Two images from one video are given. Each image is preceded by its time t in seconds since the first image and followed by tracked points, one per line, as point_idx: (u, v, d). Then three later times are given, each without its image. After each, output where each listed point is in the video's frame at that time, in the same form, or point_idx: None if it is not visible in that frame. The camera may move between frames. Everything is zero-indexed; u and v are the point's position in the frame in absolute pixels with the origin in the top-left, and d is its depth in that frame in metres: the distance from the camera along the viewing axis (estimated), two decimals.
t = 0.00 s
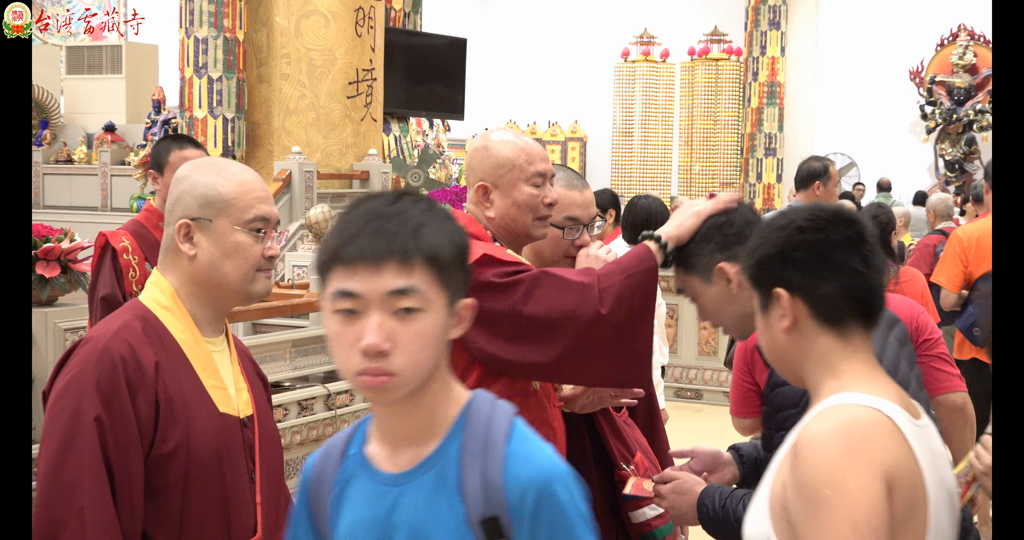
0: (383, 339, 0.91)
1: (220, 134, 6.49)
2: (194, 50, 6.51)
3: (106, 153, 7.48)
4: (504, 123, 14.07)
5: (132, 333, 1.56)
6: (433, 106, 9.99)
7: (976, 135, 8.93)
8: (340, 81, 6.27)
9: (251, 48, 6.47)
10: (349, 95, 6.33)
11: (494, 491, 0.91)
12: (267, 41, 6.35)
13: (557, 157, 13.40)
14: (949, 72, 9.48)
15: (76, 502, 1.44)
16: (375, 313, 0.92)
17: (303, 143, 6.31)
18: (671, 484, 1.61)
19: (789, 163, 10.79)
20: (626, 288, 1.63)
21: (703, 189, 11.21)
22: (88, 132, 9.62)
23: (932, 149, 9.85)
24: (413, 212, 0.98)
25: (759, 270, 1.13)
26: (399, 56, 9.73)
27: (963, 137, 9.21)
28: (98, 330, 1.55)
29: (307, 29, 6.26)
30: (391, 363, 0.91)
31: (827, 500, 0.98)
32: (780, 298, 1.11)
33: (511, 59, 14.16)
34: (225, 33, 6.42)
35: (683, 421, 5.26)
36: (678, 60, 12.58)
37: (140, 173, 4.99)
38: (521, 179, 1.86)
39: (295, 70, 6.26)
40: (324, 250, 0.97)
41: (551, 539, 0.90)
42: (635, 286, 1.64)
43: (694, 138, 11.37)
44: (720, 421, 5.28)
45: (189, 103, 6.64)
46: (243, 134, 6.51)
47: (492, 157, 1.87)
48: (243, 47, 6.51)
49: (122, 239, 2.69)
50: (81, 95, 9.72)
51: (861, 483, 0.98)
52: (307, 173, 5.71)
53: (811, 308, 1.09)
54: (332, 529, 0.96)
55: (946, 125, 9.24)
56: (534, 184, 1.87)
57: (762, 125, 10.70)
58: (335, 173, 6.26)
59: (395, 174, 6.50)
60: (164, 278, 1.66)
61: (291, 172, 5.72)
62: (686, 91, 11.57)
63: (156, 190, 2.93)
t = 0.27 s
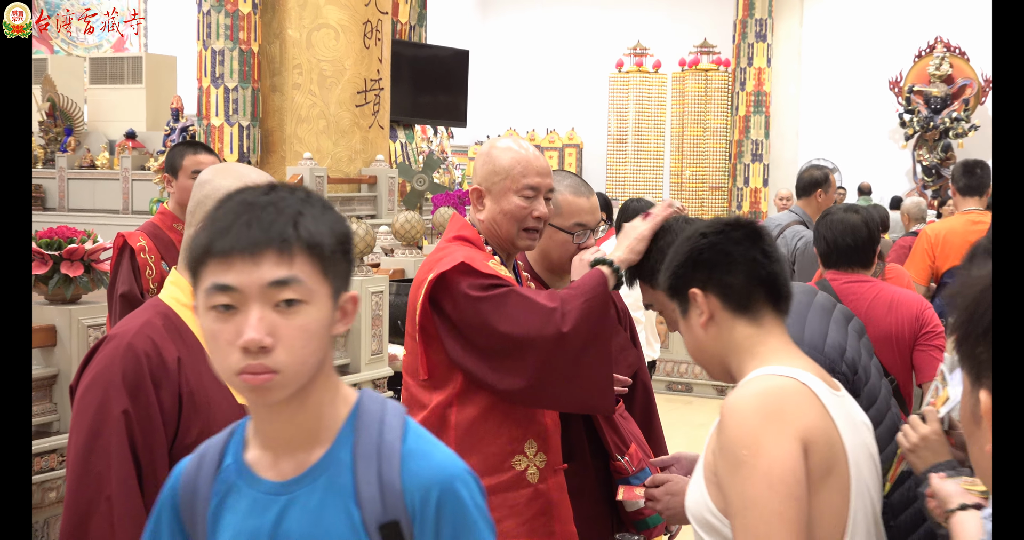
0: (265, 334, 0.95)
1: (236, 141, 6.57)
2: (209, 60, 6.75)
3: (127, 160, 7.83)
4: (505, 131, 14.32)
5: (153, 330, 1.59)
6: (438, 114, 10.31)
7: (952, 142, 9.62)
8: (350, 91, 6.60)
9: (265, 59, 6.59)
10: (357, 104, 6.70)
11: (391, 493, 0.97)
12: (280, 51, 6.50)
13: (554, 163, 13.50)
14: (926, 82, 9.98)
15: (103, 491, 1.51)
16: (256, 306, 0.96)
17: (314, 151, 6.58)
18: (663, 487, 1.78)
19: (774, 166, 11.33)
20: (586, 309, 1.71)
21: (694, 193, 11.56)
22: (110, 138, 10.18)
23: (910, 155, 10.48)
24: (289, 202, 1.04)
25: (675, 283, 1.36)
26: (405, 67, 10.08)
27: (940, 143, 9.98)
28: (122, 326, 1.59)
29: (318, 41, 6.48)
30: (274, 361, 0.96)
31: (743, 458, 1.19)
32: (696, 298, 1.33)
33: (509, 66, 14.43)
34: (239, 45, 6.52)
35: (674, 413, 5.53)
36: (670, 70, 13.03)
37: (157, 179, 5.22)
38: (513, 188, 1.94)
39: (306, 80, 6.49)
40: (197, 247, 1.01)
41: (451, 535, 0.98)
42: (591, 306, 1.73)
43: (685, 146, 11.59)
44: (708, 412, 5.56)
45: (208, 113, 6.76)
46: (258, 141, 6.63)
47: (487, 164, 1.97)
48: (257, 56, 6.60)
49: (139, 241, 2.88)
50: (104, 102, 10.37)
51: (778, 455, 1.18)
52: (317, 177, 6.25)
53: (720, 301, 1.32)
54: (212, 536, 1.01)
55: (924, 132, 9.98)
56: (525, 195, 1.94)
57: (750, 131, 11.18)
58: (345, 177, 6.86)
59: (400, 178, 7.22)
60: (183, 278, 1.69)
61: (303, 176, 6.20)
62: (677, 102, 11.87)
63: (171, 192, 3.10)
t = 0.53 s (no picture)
0: (180, 375, 0.86)
1: (251, 147, 7.58)
2: (228, 71, 7.65)
3: (148, 165, 8.21)
4: (505, 137, 14.63)
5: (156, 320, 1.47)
6: (442, 122, 10.79)
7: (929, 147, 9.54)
8: (358, 99, 7.47)
9: (278, 70, 7.55)
10: (365, 111, 7.53)
11: None
12: (292, 63, 7.44)
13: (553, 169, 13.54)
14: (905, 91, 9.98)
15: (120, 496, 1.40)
16: (170, 342, 0.87)
17: (324, 155, 7.42)
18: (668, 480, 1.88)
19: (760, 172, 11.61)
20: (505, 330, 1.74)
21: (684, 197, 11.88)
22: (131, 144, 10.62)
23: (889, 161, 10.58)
24: (211, 225, 0.96)
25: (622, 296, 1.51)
26: (412, 77, 10.42)
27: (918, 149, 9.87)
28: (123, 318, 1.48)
29: (328, 52, 7.38)
30: (190, 404, 0.87)
31: (687, 435, 1.32)
32: (646, 306, 1.48)
33: (511, 73, 14.75)
34: (254, 56, 7.48)
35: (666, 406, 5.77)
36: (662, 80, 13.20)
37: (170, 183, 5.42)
38: (514, 201, 1.98)
39: (317, 89, 7.40)
40: (106, 273, 0.92)
41: None
42: (518, 318, 1.75)
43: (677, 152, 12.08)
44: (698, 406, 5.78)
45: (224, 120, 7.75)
46: (271, 147, 7.61)
47: (495, 171, 2.00)
48: (271, 69, 7.57)
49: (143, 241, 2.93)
50: (127, 111, 10.58)
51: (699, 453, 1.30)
52: (328, 182, 6.59)
53: (668, 307, 1.46)
54: None
55: (902, 139, 9.90)
56: (525, 209, 1.98)
57: (738, 138, 11.61)
58: (353, 181, 7.38)
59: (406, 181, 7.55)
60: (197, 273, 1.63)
61: (314, 181, 6.60)
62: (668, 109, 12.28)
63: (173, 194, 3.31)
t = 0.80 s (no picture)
0: (84, 397, 0.77)
1: (265, 153, 8.21)
2: (242, 81, 8.28)
3: (166, 170, 8.64)
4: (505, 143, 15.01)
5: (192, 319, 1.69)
6: (445, 129, 11.10)
7: (906, 153, 10.34)
8: (367, 108, 7.66)
9: (290, 79, 8.05)
10: (373, 119, 7.73)
11: None
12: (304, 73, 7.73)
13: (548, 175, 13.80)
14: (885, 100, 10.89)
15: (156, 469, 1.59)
16: (71, 359, 0.77)
17: (334, 161, 7.69)
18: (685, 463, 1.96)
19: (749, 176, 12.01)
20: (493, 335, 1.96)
21: (676, 200, 12.38)
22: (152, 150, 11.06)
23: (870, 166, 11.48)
24: (127, 217, 0.82)
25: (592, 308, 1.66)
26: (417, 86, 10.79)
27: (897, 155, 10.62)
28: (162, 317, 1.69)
29: (338, 63, 7.58)
30: (95, 431, 0.77)
31: (668, 429, 1.38)
32: (620, 313, 1.61)
33: (512, 80, 15.07)
34: (268, 66, 8.06)
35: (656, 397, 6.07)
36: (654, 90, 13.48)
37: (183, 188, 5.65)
38: (508, 209, 2.21)
39: (327, 98, 7.62)
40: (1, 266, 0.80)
41: None
42: (504, 330, 1.96)
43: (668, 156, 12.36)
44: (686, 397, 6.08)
45: (241, 126, 8.34)
46: (284, 152, 8.21)
47: (489, 179, 2.23)
48: (284, 79, 8.13)
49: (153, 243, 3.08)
50: (146, 118, 11.13)
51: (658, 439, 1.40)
52: (337, 186, 7.03)
53: (640, 310, 1.59)
54: None
55: (883, 145, 10.65)
56: (519, 215, 2.21)
57: (726, 144, 12.01)
58: (362, 185, 7.73)
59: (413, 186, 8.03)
60: (223, 273, 1.81)
61: (324, 185, 7.03)
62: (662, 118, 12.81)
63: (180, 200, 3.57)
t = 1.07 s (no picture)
0: None
1: (275, 157, 8.23)
2: (253, 88, 8.29)
3: (180, 175, 8.97)
4: (507, 148, 15.32)
5: (212, 318, 1.66)
6: (448, 134, 11.49)
7: (890, 158, 10.67)
8: (373, 114, 8.43)
9: (299, 87, 8.28)
10: (379, 125, 8.49)
11: None
12: (313, 81, 8.19)
13: (547, 180, 14.08)
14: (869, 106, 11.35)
15: (174, 459, 1.55)
16: None
17: (342, 164, 8.29)
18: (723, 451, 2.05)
19: (740, 181, 12.30)
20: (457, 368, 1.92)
21: (671, 203, 12.75)
22: (166, 155, 11.41)
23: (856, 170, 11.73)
24: None
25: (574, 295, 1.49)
26: (421, 94, 11.01)
27: (881, 159, 10.96)
28: (184, 314, 1.66)
29: (346, 71, 8.25)
30: None
31: (680, 421, 1.27)
32: (610, 303, 1.46)
33: (512, 85, 15.36)
34: (278, 74, 8.17)
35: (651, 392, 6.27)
36: (648, 97, 13.69)
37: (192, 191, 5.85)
38: (510, 202, 2.13)
39: (335, 104, 8.22)
40: None
41: None
42: (468, 364, 1.91)
43: (662, 161, 12.79)
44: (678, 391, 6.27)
45: (252, 133, 8.37)
46: (293, 157, 8.30)
47: (481, 178, 2.14)
48: (294, 87, 8.29)
49: (166, 249, 3.19)
50: (162, 124, 11.41)
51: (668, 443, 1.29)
52: (344, 189, 7.29)
53: (632, 303, 1.46)
54: None
55: (868, 149, 11.01)
56: (520, 207, 2.13)
57: (718, 149, 12.06)
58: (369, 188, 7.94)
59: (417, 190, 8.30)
60: (238, 274, 1.76)
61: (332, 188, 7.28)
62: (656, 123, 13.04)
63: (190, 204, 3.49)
